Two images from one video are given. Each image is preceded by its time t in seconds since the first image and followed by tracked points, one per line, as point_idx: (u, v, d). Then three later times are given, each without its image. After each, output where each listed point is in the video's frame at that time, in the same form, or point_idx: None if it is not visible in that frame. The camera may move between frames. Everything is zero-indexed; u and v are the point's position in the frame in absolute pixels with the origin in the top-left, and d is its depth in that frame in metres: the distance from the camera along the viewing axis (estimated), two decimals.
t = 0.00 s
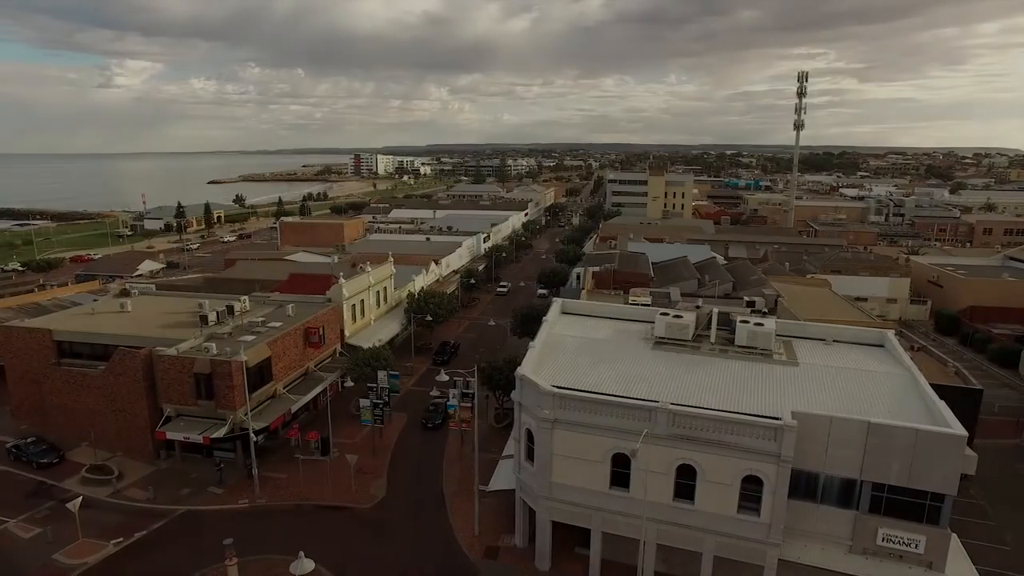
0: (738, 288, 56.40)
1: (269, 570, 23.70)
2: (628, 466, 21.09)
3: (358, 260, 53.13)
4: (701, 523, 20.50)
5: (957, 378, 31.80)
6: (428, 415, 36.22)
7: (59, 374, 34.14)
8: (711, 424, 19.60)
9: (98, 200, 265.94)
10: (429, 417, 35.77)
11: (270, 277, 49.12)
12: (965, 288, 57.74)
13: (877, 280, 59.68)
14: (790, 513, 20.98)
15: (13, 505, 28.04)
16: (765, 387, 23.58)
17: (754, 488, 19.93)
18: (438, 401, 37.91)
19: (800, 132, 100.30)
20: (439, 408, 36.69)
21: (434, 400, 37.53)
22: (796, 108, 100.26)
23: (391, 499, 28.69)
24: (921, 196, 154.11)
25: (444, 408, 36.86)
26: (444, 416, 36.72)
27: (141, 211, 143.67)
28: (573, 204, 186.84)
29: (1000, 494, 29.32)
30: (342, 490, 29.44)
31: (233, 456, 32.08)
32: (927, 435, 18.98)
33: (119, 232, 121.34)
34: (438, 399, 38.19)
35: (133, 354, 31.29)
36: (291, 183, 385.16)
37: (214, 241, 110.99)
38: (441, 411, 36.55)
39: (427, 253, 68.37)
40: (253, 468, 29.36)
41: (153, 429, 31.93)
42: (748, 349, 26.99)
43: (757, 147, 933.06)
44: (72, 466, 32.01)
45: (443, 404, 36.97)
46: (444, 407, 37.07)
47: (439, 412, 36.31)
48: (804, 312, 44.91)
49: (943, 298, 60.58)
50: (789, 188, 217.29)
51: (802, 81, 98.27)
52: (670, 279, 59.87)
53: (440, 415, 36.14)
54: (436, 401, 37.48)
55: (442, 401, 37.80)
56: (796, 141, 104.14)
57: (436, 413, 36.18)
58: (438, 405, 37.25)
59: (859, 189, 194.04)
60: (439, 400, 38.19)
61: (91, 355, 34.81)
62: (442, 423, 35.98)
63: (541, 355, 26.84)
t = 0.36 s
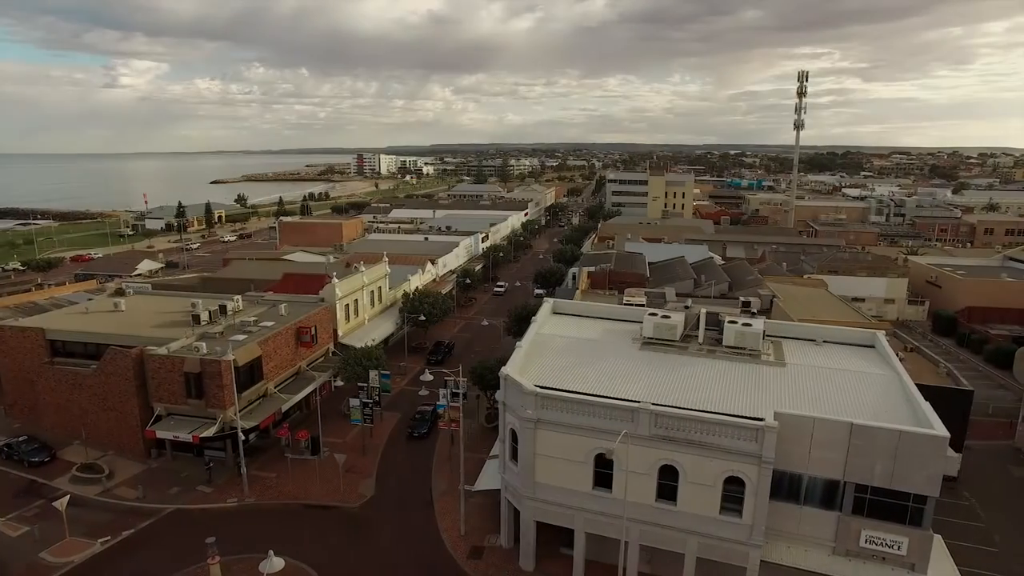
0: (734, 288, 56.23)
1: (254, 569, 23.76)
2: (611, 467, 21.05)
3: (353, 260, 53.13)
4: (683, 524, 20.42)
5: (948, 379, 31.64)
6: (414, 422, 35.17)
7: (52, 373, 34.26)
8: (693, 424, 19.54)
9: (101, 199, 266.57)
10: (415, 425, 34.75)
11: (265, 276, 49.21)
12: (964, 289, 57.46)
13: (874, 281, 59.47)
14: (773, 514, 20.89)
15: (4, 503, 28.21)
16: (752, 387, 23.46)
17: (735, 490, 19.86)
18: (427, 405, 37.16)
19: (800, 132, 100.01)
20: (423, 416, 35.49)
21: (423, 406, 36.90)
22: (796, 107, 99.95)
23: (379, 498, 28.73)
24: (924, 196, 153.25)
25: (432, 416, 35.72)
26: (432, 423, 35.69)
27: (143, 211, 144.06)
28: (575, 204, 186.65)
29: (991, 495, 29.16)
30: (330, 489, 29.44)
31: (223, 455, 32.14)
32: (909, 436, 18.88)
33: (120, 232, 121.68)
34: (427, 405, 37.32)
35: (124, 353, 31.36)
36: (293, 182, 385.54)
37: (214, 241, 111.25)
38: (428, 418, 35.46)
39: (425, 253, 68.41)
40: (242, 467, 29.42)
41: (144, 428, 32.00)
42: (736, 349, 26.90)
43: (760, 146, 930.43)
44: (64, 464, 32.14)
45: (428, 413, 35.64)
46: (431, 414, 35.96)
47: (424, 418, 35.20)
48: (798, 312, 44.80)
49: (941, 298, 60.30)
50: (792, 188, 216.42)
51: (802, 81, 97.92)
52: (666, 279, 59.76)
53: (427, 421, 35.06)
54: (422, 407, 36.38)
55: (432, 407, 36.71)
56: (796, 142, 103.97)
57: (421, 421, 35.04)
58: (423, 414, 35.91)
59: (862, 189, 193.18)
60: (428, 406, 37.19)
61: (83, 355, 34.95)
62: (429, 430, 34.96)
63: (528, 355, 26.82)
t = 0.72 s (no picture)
0: (728, 288, 56.13)
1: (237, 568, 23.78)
2: (592, 467, 21.01)
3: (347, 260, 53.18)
4: (663, 525, 20.37)
5: (937, 379, 31.53)
6: (396, 432, 34.10)
7: (42, 372, 34.29)
8: (673, 424, 19.45)
9: (102, 199, 266.90)
10: (398, 434, 33.63)
11: (258, 276, 49.25)
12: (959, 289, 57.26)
13: (870, 281, 59.34)
14: (753, 515, 20.73)
15: None
16: (735, 387, 23.40)
17: (715, 490, 19.79)
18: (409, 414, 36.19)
19: (798, 131, 99.64)
20: (406, 425, 34.45)
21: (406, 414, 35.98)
22: (795, 107, 99.65)
23: (365, 498, 28.74)
24: (925, 196, 152.78)
25: (415, 425, 34.65)
26: (415, 432, 34.64)
27: (143, 210, 144.49)
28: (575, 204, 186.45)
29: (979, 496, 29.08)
30: (317, 489, 29.44)
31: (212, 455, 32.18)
32: (888, 437, 18.78)
33: (120, 231, 121.80)
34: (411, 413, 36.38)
35: (113, 352, 31.33)
36: (295, 182, 385.76)
37: (213, 240, 111.35)
38: (411, 427, 34.40)
39: (420, 253, 68.43)
40: (229, 466, 29.44)
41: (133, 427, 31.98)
42: (722, 349, 26.85)
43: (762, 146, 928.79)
44: (53, 463, 32.16)
45: (411, 422, 34.56)
46: (415, 422, 34.95)
47: (407, 428, 34.16)
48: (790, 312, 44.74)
49: (937, 298, 60.13)
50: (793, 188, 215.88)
51: (802, 80, 97.53)
52: (661, 279, 59.70)
53: (410, 431, 33.99)
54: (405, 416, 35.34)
55: (417, 416, 35.74)
56: (795, 142, 103.66)
57: (403, 431, 33.96)
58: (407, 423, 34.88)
59: (863, 189, 192.63)
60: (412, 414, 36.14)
61: (73, 354, 34.97)
62: (413, 441, 33.86)
63: (512, 355, 26.85)
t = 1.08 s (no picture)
0: (723, 288, 56.05)
1: (219, 566, 23.81)
2: (571, 467, 21.01)
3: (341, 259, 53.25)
4: (643, 526, 20.33)
5: (926, 380, 31.38)
6: (379, 441, 32.83)
7: (32, 371, 34.38)
8: (651, 425, 19.40)
9: (105, 199, 267.39)
10: (381, 444, 32.38)
11: (252, 275, 49.36)
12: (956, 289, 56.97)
13: (866, 281, 59.13)
14: (733, 516, 20.66)
15: None
16: (717, 387, 23.36)
17: (693, 491, 19.72)
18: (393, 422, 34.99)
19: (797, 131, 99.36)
20: (391, 433, 33.22)
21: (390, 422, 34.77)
22: (794, 106, 99.43)
23: (351, 497, 28.78)
24: (927, 196, 152.16)
25: (400, 433, 33.40)
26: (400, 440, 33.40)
27: (144, 210, 144.72)
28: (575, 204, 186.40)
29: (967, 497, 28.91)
30: (304, 488, 29.48)
31: (200, 453, 32.23)
32: (867, 438, 18.68)
33: (120, 231, 122.08)
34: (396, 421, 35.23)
35: (102, 351, 31.32)
36: (297, 182, 386.11)
37: (213, 239, 111.66)
38: (395, 436, 33.18)
39: (416, 253, 68.50)
40: (216, 465, 29.48)
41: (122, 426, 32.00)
42: (707, 349, 26.79)
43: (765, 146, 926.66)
44: (43, 461, 32.26)
45: (395, 431, 33.29)
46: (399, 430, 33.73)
47: (391, 436, 32.92)
48: (783, 312, 44.67)
49: (933, 298, 59.91)
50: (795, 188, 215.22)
51: (801, 79, 97.27)
52: (656, 279, 59.65)
53: (394, 440, 32.71)
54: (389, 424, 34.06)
55: (402, 425, 34.44)
56: (795, 141, 103.43)
57: (387, 439, 32.72)
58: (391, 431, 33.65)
59: (865, 189, 191.97)
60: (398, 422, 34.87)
61: (64, 353, 35.04)
62: (397, 450, 32.68)
63: (497, 355, 26.88)
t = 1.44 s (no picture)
0: (722, 289, 55.89)
1: (205, 564, 23.91)
2: (554, 468, 21.00)
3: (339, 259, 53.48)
4: (624, 526, 20.28)
5: (920, 381, 31.07)
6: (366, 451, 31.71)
7: (29, 368, 34.64)
8: (631, 426, 19.35)
9: (112, 198, 269.09)
10: (366, 455, 31.31)
11: (251, 274, 49.57)
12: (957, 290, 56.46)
13: (866, 281, 58.68)
14: (716, 518, 20.55)
15: None
16: (703, 387, 23.29)
17: (675, 492, 19.64)
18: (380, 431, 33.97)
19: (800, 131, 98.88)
20: (377, 443, 32.11)
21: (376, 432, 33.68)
22: (798, 105, 98.88)
23: (340, 496, 28.88)
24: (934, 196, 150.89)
25: (386, 443, 32.33)
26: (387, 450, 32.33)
27: (149, 209, 145.48)
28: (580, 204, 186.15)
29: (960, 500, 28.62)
30: (295, 486, 29.61)
31: (193, 451, 32.38)
32: (849, 440, 18.53)
33: (125, 230, 122.75)
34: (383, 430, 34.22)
35: (95, 349, 31.47)
36: (303, 181, 387.19)
37: (217, 239, 112.12)
38: (382, 446, 32.08)
39: (416, 253, 68.63)
40: (207, 463, 29.63)
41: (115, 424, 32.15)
42: (696, 349, 26.73)
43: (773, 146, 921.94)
44: (37, 458, 32.50)
45: (382, 441, 32.21)
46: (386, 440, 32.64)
47: (377, 446, 31.80)
48: (780, 312, 44.45)
49: (935, 299, 59.42)
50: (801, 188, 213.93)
51: (804, 79, 96.74)
52: (655, 279, 59.52)
53: (380, 451, 31.58)
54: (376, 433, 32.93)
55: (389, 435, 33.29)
56: (798, 141, 102.90)
57: (373, 450, 31.60)
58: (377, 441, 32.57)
59: (872, 189, 190.68)
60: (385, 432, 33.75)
61: (60, 351, 35.26)
62: (383, 460, 31.60)
63: (485, 355, 26.91)
